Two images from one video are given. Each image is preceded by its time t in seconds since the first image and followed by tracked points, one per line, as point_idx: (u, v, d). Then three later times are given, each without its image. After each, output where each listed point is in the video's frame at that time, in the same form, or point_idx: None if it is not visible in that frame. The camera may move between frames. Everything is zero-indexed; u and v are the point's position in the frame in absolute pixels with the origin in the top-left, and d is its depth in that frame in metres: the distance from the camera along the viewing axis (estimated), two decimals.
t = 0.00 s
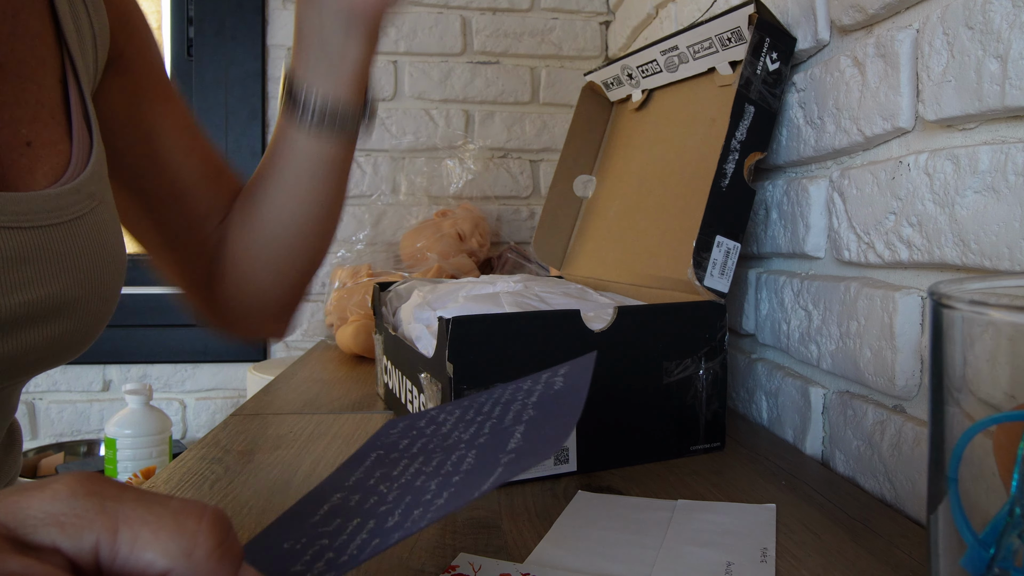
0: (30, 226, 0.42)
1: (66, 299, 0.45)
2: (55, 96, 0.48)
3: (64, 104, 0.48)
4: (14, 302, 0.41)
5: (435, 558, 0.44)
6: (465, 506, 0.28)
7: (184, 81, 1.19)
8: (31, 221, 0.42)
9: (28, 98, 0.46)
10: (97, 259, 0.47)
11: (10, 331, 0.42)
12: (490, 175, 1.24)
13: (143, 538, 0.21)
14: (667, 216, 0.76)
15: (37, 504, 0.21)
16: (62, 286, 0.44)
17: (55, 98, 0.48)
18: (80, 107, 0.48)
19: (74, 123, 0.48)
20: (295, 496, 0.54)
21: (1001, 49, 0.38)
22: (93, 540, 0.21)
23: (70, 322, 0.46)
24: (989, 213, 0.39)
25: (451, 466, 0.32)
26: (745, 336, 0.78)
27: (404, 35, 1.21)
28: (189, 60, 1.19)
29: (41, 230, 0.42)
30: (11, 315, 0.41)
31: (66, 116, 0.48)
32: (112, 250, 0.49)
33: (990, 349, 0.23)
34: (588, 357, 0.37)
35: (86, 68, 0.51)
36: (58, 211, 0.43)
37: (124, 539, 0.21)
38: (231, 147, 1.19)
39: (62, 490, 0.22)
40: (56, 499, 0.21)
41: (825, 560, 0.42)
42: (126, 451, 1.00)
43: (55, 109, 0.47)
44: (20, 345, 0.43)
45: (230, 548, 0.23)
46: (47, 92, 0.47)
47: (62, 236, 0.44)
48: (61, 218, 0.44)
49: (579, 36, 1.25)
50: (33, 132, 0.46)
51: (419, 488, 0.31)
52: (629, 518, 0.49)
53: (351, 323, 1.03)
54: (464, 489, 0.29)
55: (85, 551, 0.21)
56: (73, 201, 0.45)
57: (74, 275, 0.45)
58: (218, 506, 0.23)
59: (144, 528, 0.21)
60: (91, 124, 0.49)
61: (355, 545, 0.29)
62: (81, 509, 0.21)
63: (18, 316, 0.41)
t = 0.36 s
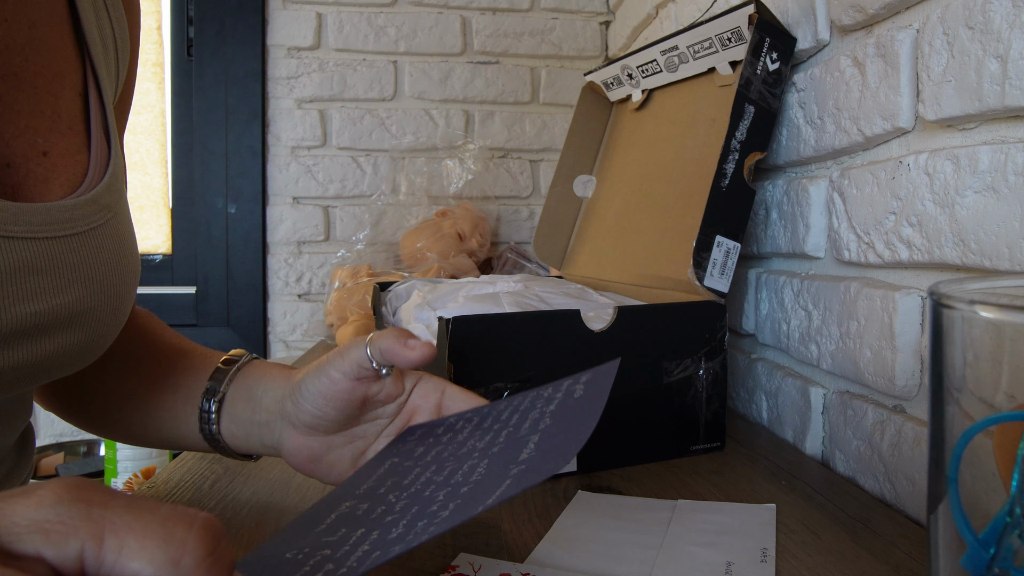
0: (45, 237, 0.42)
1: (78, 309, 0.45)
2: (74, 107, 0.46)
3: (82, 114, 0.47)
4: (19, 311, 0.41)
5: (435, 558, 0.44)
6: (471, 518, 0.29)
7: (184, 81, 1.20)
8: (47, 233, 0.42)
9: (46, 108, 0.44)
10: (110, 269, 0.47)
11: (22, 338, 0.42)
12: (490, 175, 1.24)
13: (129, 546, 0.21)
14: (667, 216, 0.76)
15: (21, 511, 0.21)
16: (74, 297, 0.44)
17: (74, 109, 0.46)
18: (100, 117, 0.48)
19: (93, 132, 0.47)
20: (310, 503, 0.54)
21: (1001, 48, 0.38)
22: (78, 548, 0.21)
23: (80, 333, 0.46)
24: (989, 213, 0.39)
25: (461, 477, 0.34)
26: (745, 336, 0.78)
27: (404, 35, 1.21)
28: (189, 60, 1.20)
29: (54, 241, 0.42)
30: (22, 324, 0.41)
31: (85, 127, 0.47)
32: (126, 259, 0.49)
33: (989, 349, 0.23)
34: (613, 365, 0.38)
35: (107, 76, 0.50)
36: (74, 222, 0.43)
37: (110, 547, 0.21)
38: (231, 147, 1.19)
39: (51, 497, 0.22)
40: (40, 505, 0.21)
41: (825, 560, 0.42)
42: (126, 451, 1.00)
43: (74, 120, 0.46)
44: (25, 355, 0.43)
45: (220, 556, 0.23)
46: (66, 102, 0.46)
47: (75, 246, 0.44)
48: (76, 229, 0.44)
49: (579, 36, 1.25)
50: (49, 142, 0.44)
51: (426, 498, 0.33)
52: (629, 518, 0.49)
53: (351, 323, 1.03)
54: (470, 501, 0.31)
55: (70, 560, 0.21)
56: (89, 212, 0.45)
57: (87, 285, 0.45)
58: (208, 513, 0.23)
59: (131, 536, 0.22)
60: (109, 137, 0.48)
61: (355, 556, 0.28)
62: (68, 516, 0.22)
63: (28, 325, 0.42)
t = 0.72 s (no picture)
0: (31, 231, 0.42)
1: (64, 304, 0.45)
2: (57, 104, 0.46)
3: (66, 112, 0.47)
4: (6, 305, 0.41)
5: (436, 558, 0.44)
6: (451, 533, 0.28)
7: (184, 81, 1.20)
8: (31, 226, 0.42)
9: (30, 106, 0.45)
10: (95, 265, 0.47)
11: (8, 332, 0.42)
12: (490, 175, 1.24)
13: (147, 550, 0.24)
14: (668, 216, 0.76)
15: (54, 517, 0.24)
16: (60, 292, 0.44)
17: (57, 106, 0.46)
18: (83, 114, 0.47)
19: (76, 129, 0.47)
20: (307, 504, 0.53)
21: (1001, 49, 0.38)
22: (102, 551, 0.24)
23: (67, 327, 0.47)
24: (989, 213, 0.39)
25: (448, 494, 0.33)
26: (745, 336, 0.78)
27: (404, 35, 1.21)
28: (189, 60, 1.20)
29: (40, 235, 0.42)
30: (9, 317, 0.41)
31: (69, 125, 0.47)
32: (112, 256, 0.49)
33: (989, 348, 0.23)
34: (592, 386, 0.40)
35: (92, 75, 0.50)
36: (58, 216, 0.44)
37: (130, 549, 0.24)
38: (231, 147, 1.19)
39: (78, 504, 0.24)
40: (70, 511, 0.24)
41: (825, 560, 0.42)
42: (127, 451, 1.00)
43: (57, 117, 0.46)
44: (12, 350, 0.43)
45: (229, 561, 0.25)
46: (49, 99, 0.46)
47: (60, 241, 0.44)
48: (61, 224, 0.44)
49: (580, 36, 1.25)
50: (34, 139, 0.44)
51: (412, 513, 0.32)
52: (629, 518, 0.49)
53: (351, 323, 1.03)
54: (453, 514, 0.30)
55: (96, 561, 0.24)
56: (74, 207, 0.45)
57: (72, 280, 0.45)
58: (219, 521, 0.25)
59: (148, 541, 0.24)
60: (94, 135, 0.48)
61: (348, 564, 0.29)
62: (95, 522, 0.24)
63: (16, 319, 0.42)
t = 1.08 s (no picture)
0: (38, 234, 0.42)
1: (68, 306, 0.45)
2: (63, 108, 0.47)
3: (72, 116, 0.47)
4: (12, 308, 0.41)
5: (436, 558, 0.44)
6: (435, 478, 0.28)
7: (184, 81, 1.20)
8: (38, 230, 0.42)
9: (35, 110, 0.45)
10: (99, 268, 0.47)
11: (12, 333, 0.43)
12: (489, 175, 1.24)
13: (124, 469, 0.25)
14: (668, 216, 0.76)
15: (32, 442, 0.25)
16: (64, 294, 0.45)
17: (63, 110, 0.47)
18: (90, 118, 0.48)
19: (82, 133, 0.47)
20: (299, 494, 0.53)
21: (1001, 49, 0.38)
22: (80, 472, 0.25)
23: (70, 327, 0.47)
24: (989, 213, 0.39)
25: (431, 448, 0.33)
26: (745, 336, 0.78)
27: (404, 35, 1.21)
28: (189, 60, 1.20)
29: (46, 239, 0.43)
30: (14, 319, 0.42)
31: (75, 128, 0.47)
32: (115, 258, 0.50)
33: (989, 349, 0.23)
34: (577, 359, 0.41)
35: (98, 78, 0.50)
36: (65, 220, 0.44)
37: (107, 469, 0.25)
38: (231, 147, 1.19)
39: (59, 432, 0.25)
40: (49, 436, 0.25)
41: (825, 560, 0.42)
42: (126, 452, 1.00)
43: (63, 120, 0.47)
44: (16, 351, 0.44)
45: (207, 482, 0.26)
46: (55, 104, 0.46)
47: (66, 244, 0.44)
48: (67, 227, 0.44)
49: (580, 36, 1.25)
50: (39, 143, 0.45)
51: (394, 463, 0.32)
52: (629, 518, 0.49)
53: (351, 322, 1.03)
54: (437, 462, 0.30)
55: (75, 482, 0.25)
56: (80, 210, 0.45)
57: (76, 283, 0.46)
58: (196, 445, 0.27)
59: (126, 461, 0.25)
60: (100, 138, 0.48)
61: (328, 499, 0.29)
62: (72, 445, 0.25)
63: (21, 320, 0.42)
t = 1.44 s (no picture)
0: (62, 249, 0.42)
1: (90, 318, 0.45)
2: (87, 118, 0.47)
3: (96, 127, 0.48)
4: (36, 321, 0.41)
5: (436, 558, 0.44)
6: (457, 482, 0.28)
7: (184, 81, 1.20)
8: (63, 244, 0.42)
9: (60, 121, 0.45)
10: (120, 280, 0.47)
11: (34, 347, 0.43)
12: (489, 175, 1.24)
13: (151, 462, 0.25)
14: (668, 216, 0.76)
15: (57, 435, 0.25)
16: (86, 307, 0.45)
17: (87, 120, 0.47)
18: (113, 127, 0.48)
19: (106, 143, 0.47)
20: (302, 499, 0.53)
21: (1001, 49, 0.38)
22: (106, 465, 0.25)
23: (93, 339, 0.47)
24: (989, 213, 0.39)
25: (447, 454, 0.34)
26: (745, 336, 0.78)
27: (404, 35, 1.21)
28: (189, 60, 1.20)
29: (71, 253, 0.43)
30: (37, 332, 0.42)
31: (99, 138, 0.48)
32: (136, 270, 0.50)
33: (988, 349, 0.23)
34: (589, 376, 0.41)
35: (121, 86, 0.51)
36: (88, 233, 0.44)
37: (134, 463, 0.25)
38: (231, 147, 1.19)
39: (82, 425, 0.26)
40: (73, 430, 0.26)
41: (825, 560, 0.42)
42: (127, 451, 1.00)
43: (87, 131, 0.47)
44: (37, 363, 0.44)
45: (230, 477, 0.27)
46: (79, 114, 0.47)
47: (89, 257, 0.44)
48: (90, 240, 0.44)
49: (580, 36, 1.25)
50: (64, 155, 0.45)
51: (415, 468, 0.32)
52: (629, 518, 0.49)
53: (351, 322, 1.03)
54: (459, 463, 0.30)
55: (101, 475, 0.25)
56: (104, 224, 0.45)
57: (98, 295, 0.46)
58: (221, 439, 0.27)
59: (152, 454, 0.26)
60: (123, 148, 0.48)
61: (349, 501, 0.29)
62: (95, 438, 0.26)
63: (44, 333, 0.42)
